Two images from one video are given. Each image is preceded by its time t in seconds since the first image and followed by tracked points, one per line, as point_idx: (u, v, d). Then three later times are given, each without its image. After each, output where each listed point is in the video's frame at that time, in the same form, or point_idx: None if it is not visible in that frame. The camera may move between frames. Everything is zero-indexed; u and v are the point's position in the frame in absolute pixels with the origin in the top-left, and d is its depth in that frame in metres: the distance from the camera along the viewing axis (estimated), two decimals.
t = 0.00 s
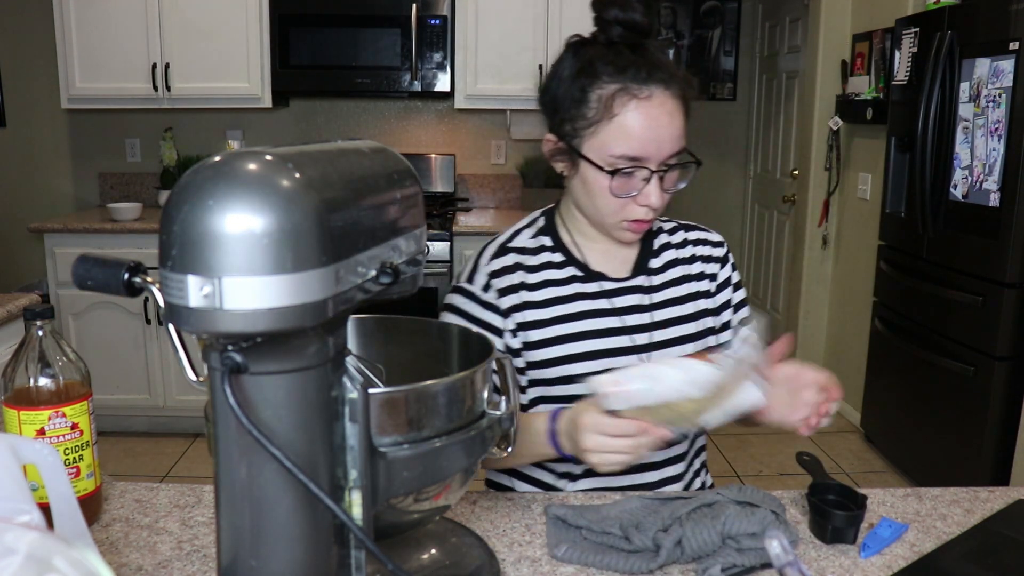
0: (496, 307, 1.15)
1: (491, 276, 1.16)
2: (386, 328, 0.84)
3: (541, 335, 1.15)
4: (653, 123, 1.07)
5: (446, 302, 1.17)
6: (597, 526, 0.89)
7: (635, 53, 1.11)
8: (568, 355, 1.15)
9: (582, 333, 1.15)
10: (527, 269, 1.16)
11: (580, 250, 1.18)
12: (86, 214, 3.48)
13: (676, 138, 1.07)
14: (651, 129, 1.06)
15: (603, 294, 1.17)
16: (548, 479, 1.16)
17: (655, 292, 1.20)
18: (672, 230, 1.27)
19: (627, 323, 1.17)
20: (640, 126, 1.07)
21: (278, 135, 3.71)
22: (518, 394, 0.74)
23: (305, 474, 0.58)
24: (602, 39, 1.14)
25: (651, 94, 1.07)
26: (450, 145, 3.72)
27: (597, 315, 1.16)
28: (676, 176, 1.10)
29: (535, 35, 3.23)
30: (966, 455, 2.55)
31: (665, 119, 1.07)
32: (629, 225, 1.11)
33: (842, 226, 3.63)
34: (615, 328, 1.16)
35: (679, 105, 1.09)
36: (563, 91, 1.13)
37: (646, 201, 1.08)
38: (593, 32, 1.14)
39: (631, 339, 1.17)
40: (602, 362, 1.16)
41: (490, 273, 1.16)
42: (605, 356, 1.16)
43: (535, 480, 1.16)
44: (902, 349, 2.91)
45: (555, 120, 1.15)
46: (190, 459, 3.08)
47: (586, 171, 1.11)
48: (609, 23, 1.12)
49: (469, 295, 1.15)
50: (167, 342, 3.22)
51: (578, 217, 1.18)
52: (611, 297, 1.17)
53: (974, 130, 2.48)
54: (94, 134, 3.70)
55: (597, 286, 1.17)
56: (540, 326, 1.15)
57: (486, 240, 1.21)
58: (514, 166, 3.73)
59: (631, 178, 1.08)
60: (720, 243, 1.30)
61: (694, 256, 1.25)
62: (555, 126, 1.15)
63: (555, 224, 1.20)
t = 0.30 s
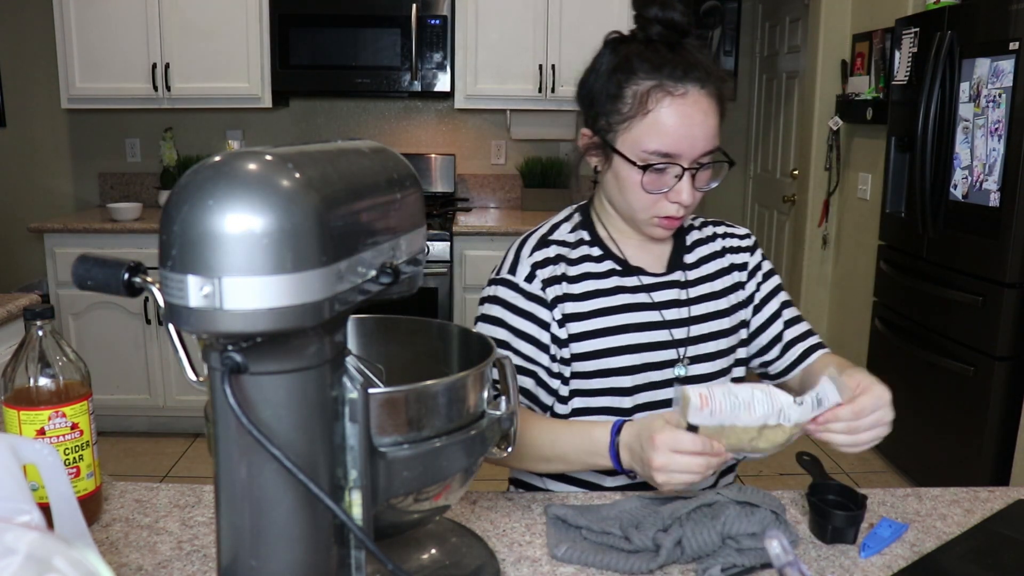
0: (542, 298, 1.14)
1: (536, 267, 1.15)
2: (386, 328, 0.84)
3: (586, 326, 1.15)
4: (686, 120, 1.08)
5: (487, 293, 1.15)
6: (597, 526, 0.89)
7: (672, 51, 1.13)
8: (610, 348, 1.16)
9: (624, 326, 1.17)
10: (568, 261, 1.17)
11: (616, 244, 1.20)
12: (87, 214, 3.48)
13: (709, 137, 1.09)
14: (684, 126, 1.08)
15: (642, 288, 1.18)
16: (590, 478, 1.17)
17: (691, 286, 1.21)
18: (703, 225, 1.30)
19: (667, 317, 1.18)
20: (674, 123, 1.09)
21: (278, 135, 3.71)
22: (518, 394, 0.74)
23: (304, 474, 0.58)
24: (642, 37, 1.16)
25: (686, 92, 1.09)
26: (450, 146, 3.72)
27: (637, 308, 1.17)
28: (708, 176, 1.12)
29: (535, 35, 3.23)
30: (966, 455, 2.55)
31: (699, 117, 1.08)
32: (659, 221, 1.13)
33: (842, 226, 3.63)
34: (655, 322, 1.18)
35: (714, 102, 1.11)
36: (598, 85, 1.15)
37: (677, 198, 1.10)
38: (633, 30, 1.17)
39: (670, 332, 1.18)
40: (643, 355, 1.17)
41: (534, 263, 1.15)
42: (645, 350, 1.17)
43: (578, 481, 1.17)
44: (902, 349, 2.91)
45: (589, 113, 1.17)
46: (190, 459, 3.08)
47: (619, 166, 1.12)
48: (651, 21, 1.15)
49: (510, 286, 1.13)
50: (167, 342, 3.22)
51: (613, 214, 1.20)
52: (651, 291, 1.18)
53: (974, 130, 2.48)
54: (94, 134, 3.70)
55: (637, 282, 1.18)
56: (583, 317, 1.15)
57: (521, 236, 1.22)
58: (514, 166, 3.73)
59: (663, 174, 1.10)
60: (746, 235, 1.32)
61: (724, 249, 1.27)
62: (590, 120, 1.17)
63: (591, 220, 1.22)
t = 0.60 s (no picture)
0: (548, 292, 1.16)
1: (543, 262, 1.17)
2: (386, 327, 0.84)
3: (590, 322, 1.16)
4: (692, 117, 1.08)
5: (498, 289, 1.17)
6: (597, 526, 0.88)
7: (684, 48, 1.13)
8: (616, 345, 1.16)
9: (630, 323, 1.17)
10: (576, 258, 1.19)
11: (628, 242, 1.20)
12: (86, 214, 3.48)
13: (716, 135, 1.08)
14: (689, 123, 1.08)
15: (650, 286, 1.18)
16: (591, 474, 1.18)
17: (701, 285, 1.21)
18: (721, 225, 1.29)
19: (673, 315, 1.18)
20: (681, 120, 1.09)
21: (277, 135, 3.71)
22: (518, 393, 0.73)
23: (304, 475, 0.58)
24: (660, 34, 1.17)
25: (694, 89, 1.09)
26: (450, 146, 3.72)
27: (644, 306, 1.18)
28: (717, 175, 1.11)
29: (535, 35, 3.23)
30: (966, 455, 2.55)
31: (706, 115, 1.08)
32: (667, 218, 1.14)
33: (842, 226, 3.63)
34: (661, 320, 1.18)
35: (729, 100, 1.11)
36: (610, 80, 1.16)
37: (682, 195, 1.10)
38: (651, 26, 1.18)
39: (676, 331, 1.18)
40: (648, 352, 1.17)
41: (541, 259, 1.17)
42: (650, 348, 1.17)
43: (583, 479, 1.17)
44: (902, 349, 2.91)
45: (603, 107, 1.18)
46: (190, 459, 3.08)
47: (627, 162, 1.13)
48: (669, 21, 1.16)
49: (518, 279, 1.16)
50: (167, 342, 3.22)
51: (626, 212, 1.21)
52: (659, 290, 1.19)
53: (974, 130, 2.49)
54: (94, 135, 3.70)
55: (646, 280, 1.19)
56: (587, 312, 1.16)
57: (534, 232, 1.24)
58: (514, 166, 3.73)
59: (668, 171, 1.10)
60: (766, 231, 1.31)
61: (740, 247, 1.27)
62: (603, 116, 1.19)
63: (606, 217, 1.23)
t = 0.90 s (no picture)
0: (542, 295, 1.18)
1: (538, 265, 1.20)
2: (387, 328, 0.84)
3: (584, 324, 1.17)
4: (674, 109, 1.08)
5: (497, 293, 1.21)
6: (596, 526, 0.88)
7: (664, 43, 1.14)
8: (608, 346, 1.17)
9: (621, 325, 1.17)
10: (570, 260, 1.20)
11: (623, 244, 1.21)
12: (86, 213, 3.48)
13: (699, 128, 1.08)
14: (668, 116, 1.08)
15: (644, 288, 1.18)
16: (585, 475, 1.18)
17: (698, 288, 1.20)
18: (723, 230, 1.26)
19: (667, 318, 1.18)
20: (662, 113, 1.09)
21: (277, 135, 3.71)
22: (518, 394, 0.73)
23: (304, 474, 0.58)
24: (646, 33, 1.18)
25: (674, 80, 1.09)
26: (450, 146, 3.72)
27: (638, 309, 1.18)
28: (704, 169, 1.10)
29: (535, 35, 3.23)
30: (966, 454, 2.55)
31: (687, 107, 1.08)
32: (654, 213, 1.13)
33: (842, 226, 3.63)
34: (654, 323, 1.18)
35: (715, 94, 1.11)
36: (596, 77, 1.17)
37: (666, 188, 1.10)
38: (639, 26, 1.19)
39: (669, 334, 1.17)
40: (641, 355, 1.17)
41: (535, 263, 1.20)
42: (642, 350, 1.17)
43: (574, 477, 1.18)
44: (902, 349, 2.91)
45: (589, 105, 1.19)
46: (190, 459, 3.09)
47: (612, 159, 1.14)
48: (655, 19, 1.17)
49: (513, 284, 1.19)
50: (167, 342, 3.22)
51: (620, 213, 1.21)
52: (653, 292, 1.18)
53: (974, 130, 2.48)
54: (94, 135, 3.70)
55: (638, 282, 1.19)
56: (581, 314, 1.17)
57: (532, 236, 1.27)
58: (514, 166, 3.74)
59: (651, 164, 1.10)
60: (774, 241, 1.28)
61: (744, 256, 1.25)
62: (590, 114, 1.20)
63: (602, 220, 1.24)
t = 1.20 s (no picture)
0: (530, 293, 1.19)
1: (527, 264, 1.20)
2: (387, 328, 0.84)
3: (571, 324, 1.17)
4: (661, 105, 1.08)
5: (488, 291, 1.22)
6: (596, 526, 0.88)
7: (655, 41, 1.14)
8: (596, 346, 1.17)
9: (608, 325, 1.17)
10: (560, 260, 1.20)
11: (615, 244, 1.21)
12: (86, 214, 3.48)
13: (688, 123, 1.08)
14: (657, 112, 1.08)
15: (632, 289, 1.18)
16: (571, 474, 1.19)
17: (688, 289, 1.20)
18: (716, 229, 1.26)
19: (654, 319, 1.18)
20: (650, 109, 1.09)
21: (277, 135, 3.71)
22: (518, 393, 0.73)
23: (305, 474, 0.58)
24: (636, 30, 1.18)
25: (662, 77, 1.10)
26: (450, 146, 3.72)
27: (626, 310, 1.18)
28: (695, 166, 1.09)
29: (535, 35, 3.23)
30: (966, 454, 2.55)
31: (676, 103, 1.08)
32: (644, 210, 1.13)
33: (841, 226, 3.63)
34: (642, 323, 1.18)
35: (705, 90, 1.11)
36: (587, 75, 1.18)
37: (656, 184, 1.09)
38: (631, 23, 1.19)
39: (657, 335, 1.18)
40: (628, 356, 1.17)
41: (526, 261, 1.20)
42: (630, 351, 1.17)
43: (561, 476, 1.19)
44: (901, 348, 2.92)
45: (579, 104, 1.20)
46: (190, 459, 3.09)
47: (602, 156, 1.14)
48: (645, 17, 1.16)
49: (503, 281, 1.20)
50: (167, 341, 3.22)
51: (613, 213, 1.21)
52: (642, 293, 1.18)
53: (974, 130, 2.48)
54: (94, 135, 3.70)
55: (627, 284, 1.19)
56: (569, 315, 1.18)
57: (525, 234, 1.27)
58: (514, 166, 3.74)
59: (640, 161, 1.10)
60: (768, 241, 1.27)
61: (734, 256, 1.24)
62: (581, 113, 1.20)
63: (594, 219, 1.23)
